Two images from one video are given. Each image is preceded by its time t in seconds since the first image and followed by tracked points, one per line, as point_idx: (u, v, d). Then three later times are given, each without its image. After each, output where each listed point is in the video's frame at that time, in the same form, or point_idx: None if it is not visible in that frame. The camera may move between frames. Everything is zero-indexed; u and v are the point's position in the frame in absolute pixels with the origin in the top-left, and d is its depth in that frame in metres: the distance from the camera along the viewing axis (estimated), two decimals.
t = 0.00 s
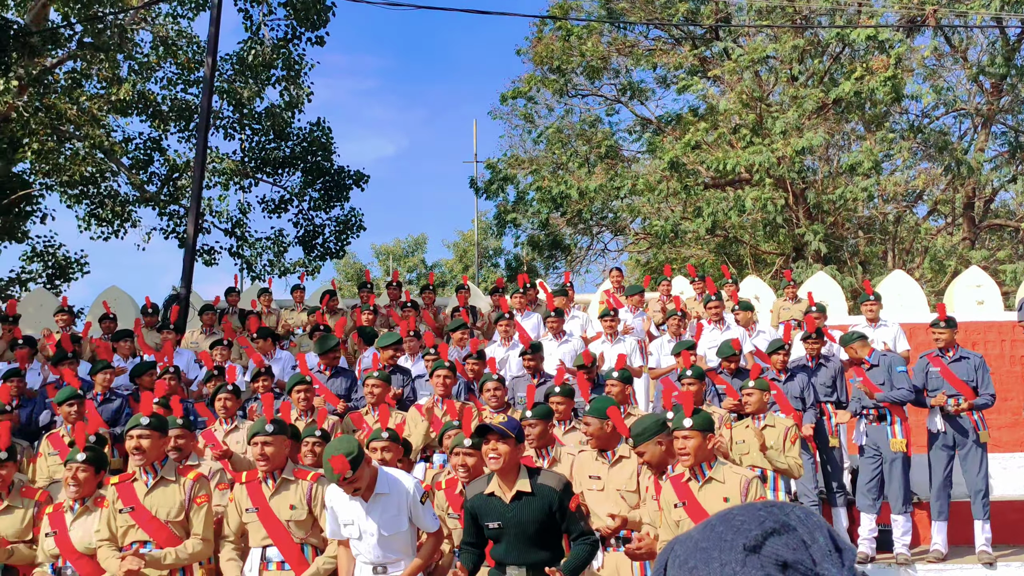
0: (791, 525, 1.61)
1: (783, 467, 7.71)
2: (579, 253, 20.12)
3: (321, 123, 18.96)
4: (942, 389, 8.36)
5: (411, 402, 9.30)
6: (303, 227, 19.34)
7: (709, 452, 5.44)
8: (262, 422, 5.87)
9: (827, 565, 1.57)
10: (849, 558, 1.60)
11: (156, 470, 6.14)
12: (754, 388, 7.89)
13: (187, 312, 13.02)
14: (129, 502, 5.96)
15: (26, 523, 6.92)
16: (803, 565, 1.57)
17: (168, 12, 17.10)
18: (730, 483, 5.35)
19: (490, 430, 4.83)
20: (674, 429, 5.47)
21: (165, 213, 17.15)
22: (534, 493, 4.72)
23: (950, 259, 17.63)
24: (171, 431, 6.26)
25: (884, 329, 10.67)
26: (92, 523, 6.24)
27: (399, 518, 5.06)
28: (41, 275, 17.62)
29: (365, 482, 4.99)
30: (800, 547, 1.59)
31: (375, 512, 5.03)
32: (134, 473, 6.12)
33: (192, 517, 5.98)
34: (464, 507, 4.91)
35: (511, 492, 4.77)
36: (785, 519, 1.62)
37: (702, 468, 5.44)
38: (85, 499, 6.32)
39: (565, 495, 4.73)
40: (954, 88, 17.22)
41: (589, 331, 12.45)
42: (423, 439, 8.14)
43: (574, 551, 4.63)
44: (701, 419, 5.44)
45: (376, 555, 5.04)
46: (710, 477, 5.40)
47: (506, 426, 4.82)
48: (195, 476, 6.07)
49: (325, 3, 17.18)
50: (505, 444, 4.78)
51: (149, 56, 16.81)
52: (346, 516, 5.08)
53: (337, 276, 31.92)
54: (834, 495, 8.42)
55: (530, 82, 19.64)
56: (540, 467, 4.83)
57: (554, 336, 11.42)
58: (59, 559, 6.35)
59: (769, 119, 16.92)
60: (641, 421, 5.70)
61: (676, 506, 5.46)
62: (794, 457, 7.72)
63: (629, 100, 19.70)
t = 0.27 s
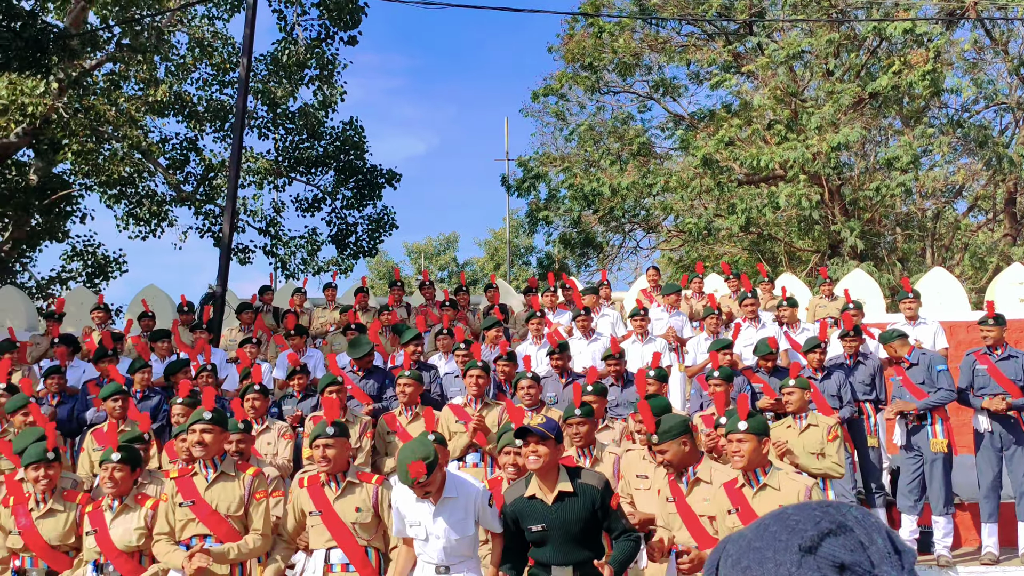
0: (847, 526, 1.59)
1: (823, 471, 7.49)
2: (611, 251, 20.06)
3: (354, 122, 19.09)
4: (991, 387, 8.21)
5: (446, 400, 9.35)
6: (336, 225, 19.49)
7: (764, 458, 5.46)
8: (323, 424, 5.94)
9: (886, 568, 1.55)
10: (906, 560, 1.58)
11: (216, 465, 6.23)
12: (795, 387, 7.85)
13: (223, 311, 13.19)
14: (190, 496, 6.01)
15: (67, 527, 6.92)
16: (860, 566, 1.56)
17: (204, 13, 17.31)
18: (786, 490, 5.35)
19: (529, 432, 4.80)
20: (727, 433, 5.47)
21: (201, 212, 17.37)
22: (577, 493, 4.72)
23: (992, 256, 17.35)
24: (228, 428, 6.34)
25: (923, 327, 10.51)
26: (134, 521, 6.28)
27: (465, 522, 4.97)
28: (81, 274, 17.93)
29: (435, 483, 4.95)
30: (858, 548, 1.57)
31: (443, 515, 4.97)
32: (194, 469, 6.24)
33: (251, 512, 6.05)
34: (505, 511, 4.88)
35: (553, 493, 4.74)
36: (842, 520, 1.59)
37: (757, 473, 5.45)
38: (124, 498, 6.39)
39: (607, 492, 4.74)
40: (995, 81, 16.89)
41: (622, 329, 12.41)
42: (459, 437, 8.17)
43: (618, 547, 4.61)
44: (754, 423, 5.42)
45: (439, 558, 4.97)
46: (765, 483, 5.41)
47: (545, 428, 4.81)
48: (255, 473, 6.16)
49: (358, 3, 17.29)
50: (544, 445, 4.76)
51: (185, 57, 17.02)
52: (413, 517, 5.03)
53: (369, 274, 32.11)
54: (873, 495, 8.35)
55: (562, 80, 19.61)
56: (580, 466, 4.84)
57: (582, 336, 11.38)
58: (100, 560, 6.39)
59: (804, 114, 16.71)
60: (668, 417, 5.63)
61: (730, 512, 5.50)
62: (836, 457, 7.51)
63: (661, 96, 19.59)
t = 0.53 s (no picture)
0: (914, 524, 1.52)
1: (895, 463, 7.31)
2: (650, 248, 19.97)
3: (393, 122, 19.24)
4: None
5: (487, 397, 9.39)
6: (375, 224, 19.66)
7: (824, 453, 5.43)
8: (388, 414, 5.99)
9: (954, 566, 1.48)
10: (975, 560, 1.51)
11: (280, 461, 6.28)
12: (853, 383, 7.77)
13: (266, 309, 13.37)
14: (254, 491, 6.09)
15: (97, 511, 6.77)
16: (928, 566, 1.49)
17: (246, 16, 17.56)
18: (846, 485, 5.31)
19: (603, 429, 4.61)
20: (786, 426, 5.44)
21: (243, 212, 17.64)
22: (651, 490, 4.59)
23: None
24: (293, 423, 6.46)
25: (971, 324, 10.33)
26: (170, 510, 6.16)
27: (525, 518, 5.01)
28: (128, 273, 18.32)
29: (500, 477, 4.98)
30: (924, 547, 1.51)
31: (504, 509, 5.02)
32: (259, 463, 6.30)
33: (315, 509, 6.19)
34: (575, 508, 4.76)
35: (626, 490, 4.62)
36: (907, 518, 1.53)
37: (817, 468, 5.42)
38: (161, 488, 6.26)
39: (681, 490, 4.61)
40: None
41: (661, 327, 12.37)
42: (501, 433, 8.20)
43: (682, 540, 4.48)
44: (814, 415, 5.39)
45: (496, 550, 5.04)
46: (824, 478, 5.38)
47: (619, 424, 4.60)
48: (318, 469, 6.29)
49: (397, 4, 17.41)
50: (619, 442, 4.58)
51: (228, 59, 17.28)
52: (473, 507, 5.10)
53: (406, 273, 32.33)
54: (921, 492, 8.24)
55: (600, 77, 19.55)
56: (654, 464, 4.70)
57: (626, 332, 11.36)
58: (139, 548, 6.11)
59: (847, 108, 16.45)
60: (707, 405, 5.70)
61: (785, 504, 5.45)
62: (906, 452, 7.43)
63: (700, 92, 19.44)
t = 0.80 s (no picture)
0: (996, 524, 1.39)
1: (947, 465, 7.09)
2: (694, 245, 19.84)
3: (435, 121, 19.34)
4: None
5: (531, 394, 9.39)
6: (419, 223, 19.80)
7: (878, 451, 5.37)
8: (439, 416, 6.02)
9: None
10: None
11: (333, 458, 6.36)
12: (913, 381, 7.67)
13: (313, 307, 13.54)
14: (306, 487, 6.18)
15: (125, 504, 6.67)
16: (1010, 568, 1.36)
17: (291, 18, 17.80)
18: (901, 485, 5.28)
19: (680, 422, 4.55)
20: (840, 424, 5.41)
21: (289, 211, 17.89)
22: (723, 488, 4.40)
23: None
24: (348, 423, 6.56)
25: None
26: (210, 510, 6.08)
27: (572, 516, 4.99)
28: (179, 273, 18.71)
29: (546, 471, 5.00)
30: (1007, 548, 1.37)
31: (551, 507, 5.00)
32: (311, 459, 6.37)
33: (368, 507, 6.23)
34: (644, 498, 4.57)
35: (698, 486, 4.44)
36: (987, 518, 1.39)
37: (870, 467, 5.36)
38: (197, 487, 6.20)
39: (755, 491, 4.41)
40: None
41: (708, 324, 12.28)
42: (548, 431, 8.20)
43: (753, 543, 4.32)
44: (868, 414, 5.36)
45: (543, 547, 5.01)
46: (879, 476, 5.33)
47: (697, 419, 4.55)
48: (371, 468, 6.31)
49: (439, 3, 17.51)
50: (693, 438, 4.49)
51: (273, 61, 17.55)
52: (520, 505, 5.07)
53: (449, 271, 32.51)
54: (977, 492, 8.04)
55: (642, 73, 19.46)
56: (727, 462, 4.53)
57: (678, 329, 11.34)
58: (179, 543, 6.10)
59: (896, 101, 16.14)
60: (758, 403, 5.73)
61: (837, 503, 5.30)
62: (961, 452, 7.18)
63: (745, 87, 19.24)
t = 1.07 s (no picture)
0: None
1: (986, 466, 6.96)
2: (741, 241, 19.59)
3: (479, 119, 19.37)
4: None
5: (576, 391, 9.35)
6: (463, 220, 19.85)
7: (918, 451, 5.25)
8: (474, 410, 5.99)
9: None
10: None
11: (371, 454, 6.42)
12: (959, 381, 7.52)
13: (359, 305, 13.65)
14: (346, 482, 6.21)
15: (177, 500, 6.80)
16: None
17: (336, 18, 17.97)
18: (944, 485, 5.20)
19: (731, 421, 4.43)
20: (878, 423, 5.18)
21: (335, 210, 18.06)
22: (775, 487, 4.27)
23: None
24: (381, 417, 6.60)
25: None
26: (262, 500, 6.20)
27: (595, 513, 4.90)
28: (228, 272, 19.00)
29: (565, 467, 4.93)
30: None
31: (574, 504, 4.91)
32: (349, 456, 6.42)
33: (401, 500, 6.24)
34: (692, 496, 4.43)
35: (750, 484, 4.31)
36: None
37: (910, 467, 5.28)
38: (247, 480, 6.33)
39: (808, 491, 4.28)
40: None
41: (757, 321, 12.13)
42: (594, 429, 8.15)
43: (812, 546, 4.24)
44: (908, 411, 5.11)
45: (568, 545, 4.92)
46: (920, 477, 5.25)
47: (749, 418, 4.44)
48: (405, 461, 6.33)
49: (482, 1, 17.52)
50: (746, 437, 4.36)
51: (319, 61, 17.74)
52: (543, 503, 4.98)
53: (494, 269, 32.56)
54: None
55: (688, 67, 19.28)
56: (778, 462, 4.39)
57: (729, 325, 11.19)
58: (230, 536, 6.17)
59: (951, 91, 15.72)
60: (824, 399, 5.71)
61: (878, 504, 5.29)
62: (1003, 455, 7.03)
63: (793, 79, 18.93)
